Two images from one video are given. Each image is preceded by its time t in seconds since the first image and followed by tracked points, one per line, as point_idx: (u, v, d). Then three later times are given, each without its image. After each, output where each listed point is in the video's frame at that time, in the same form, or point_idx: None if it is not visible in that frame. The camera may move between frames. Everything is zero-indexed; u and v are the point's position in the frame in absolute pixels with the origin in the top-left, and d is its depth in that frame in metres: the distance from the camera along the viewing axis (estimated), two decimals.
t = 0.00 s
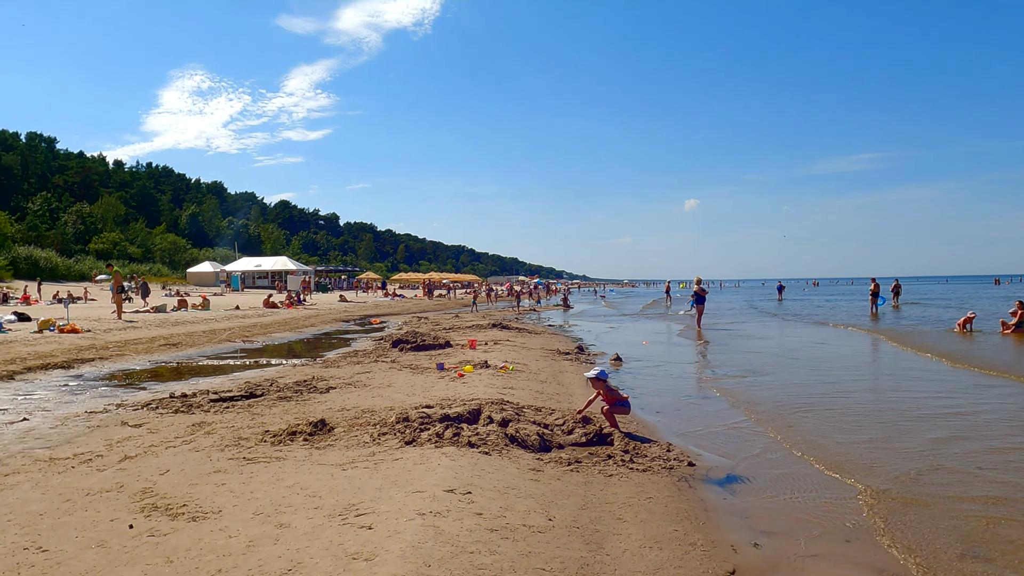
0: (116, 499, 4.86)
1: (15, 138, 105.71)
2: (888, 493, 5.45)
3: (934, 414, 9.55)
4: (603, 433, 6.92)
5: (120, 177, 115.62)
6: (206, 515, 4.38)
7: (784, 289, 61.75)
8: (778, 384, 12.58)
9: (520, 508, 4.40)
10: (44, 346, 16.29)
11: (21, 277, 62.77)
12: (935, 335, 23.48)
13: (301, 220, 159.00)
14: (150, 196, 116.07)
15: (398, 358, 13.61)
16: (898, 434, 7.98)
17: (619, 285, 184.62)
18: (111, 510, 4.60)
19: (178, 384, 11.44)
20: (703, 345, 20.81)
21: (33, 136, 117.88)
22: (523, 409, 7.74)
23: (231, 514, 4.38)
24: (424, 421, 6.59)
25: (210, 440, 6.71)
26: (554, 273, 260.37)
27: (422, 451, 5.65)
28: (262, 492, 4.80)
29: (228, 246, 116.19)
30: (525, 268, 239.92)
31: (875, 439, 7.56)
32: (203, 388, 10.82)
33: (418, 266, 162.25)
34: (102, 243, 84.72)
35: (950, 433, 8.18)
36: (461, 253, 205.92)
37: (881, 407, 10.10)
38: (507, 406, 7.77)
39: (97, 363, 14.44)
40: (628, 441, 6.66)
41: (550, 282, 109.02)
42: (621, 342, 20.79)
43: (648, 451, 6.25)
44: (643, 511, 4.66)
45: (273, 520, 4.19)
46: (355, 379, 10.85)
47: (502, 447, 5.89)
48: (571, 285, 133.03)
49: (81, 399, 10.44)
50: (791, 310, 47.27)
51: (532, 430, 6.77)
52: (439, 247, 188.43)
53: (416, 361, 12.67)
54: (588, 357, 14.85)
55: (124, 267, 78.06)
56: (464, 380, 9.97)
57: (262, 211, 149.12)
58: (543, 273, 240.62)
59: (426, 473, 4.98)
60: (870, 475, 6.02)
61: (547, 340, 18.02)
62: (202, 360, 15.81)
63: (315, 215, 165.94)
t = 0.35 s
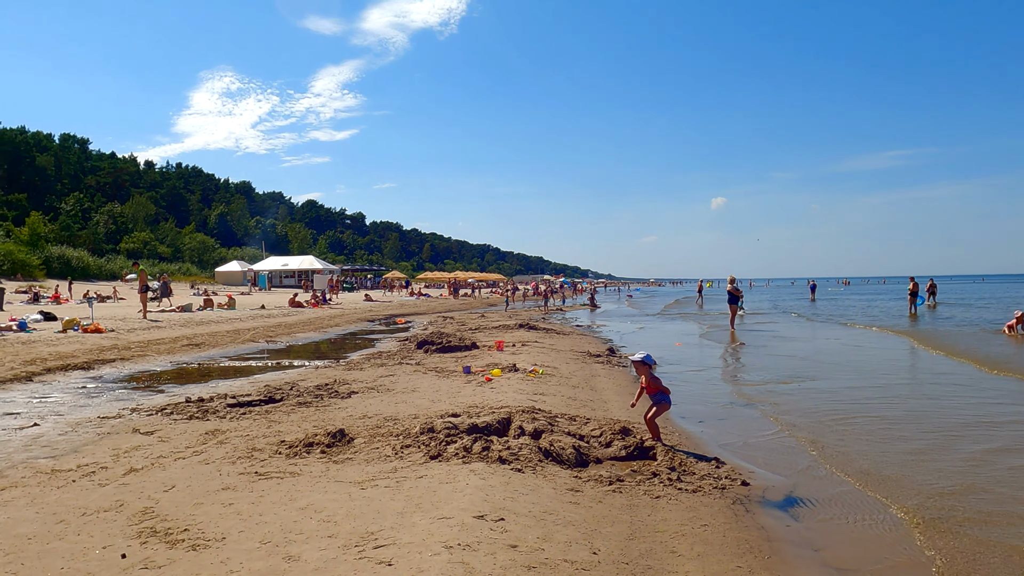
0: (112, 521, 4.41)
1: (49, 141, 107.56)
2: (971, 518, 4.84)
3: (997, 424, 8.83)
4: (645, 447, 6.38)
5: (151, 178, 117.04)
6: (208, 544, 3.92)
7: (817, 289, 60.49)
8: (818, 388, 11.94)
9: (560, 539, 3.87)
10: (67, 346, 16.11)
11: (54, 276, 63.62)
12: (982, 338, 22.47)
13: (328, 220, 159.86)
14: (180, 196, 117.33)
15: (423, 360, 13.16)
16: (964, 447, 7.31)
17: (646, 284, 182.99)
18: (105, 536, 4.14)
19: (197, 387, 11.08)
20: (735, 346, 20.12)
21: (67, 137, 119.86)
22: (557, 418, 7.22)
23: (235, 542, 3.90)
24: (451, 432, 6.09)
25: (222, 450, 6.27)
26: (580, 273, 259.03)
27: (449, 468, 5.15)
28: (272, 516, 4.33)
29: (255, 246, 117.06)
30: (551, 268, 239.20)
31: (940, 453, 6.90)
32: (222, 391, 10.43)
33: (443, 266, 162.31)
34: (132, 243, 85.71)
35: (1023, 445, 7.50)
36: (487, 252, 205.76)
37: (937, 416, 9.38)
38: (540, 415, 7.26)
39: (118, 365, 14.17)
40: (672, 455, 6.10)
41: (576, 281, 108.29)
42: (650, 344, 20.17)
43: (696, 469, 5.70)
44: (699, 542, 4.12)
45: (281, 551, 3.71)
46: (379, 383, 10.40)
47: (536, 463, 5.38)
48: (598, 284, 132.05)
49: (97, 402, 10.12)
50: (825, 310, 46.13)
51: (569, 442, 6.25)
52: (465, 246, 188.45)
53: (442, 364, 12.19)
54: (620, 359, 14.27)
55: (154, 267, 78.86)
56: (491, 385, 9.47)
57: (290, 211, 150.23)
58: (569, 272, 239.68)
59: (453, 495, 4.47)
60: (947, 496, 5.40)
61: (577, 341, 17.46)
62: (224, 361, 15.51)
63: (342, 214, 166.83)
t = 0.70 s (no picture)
0: (107, 555, 3.97)
1: (79, 142, 109.11)
2: None
3: None
4: (692, 466, 5.83)
5: (179, 178, 118.15)
6: None
7: (849, 288, 59.23)
8: (862, 396, 11.30)
9: None
10: (87, 348, 15.89)
11: (84, 276, 64.29)
12: None
13: (353, 219, 160.52)
14: (207, 196, 118.32)
15: (448, 363, 12.69)
16: None
17: (672, 283, 181.30)
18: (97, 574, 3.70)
19: (214, 393, 10.69)
20: (769, 350, 19.42)
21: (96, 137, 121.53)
22: (594, 432, 6.68)
23: None
24: (480, 450, 5.59)
25: (233, 467, 5.81)
26: (605, 272, 257.60)
27: (480, 494, 4.64)
28: (281, 552, 3.85)
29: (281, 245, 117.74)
30: (575, 267, 238.45)
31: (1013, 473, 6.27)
32: (240, 398, 10.02)
33: (468, 264, 162.21)
34: (160, 242, 86.46)
35: None
36: (511, 251, 205.75)
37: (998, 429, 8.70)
38: (575, 428, 6.73)
39: (138, 368, 13.88)
40: (723, 477, 5.55)
41: (602, 281, 107.47)
42: (680, 347, 19.55)
43: (752, 495, 5.15)
44: None
45: None
46: (402, 389, 9.94)
47: (576, 487, 4.86)
48: (623, 284, 131.02)
49: (111, 408, 9.79)
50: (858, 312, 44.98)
51: (609, 461, 5.71)
52: (489, 244, 188.38)
53: (468, 369, 11.69)
54: (652, 364, 13.68)
55: (181, 266, 79.46)
56: (521, 393, 8.96)
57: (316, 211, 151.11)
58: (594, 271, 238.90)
59: (486, 530, 3.96)
60: None
61: (607, 344, 16.87)
62: (245, 363, 15.16)
63: (367, 213, 167.51)
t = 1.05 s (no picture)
0: None
1: (104, 143, 110.27)
2: None
3: None
4: (740, 485, 5.26)
5: (202, 178, 119.01)
6: None
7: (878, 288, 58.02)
8: (906, 403, 10.62)
9: None
10: (102, 349, 15.62)
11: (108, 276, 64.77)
12: None
13: (374, 219, 160.91)
14: (230, 196, 119.04)
15: (468, 367, 12.20)
16: None
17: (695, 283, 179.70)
18: None
19: (226, 397, 10.27)
20: (801, 353, 18.70)
21: (121, 138, 122.80)
22: (627, 446, 6.14)
23: None
24: (504, 467, 5.07)
25: (236, 483, 5.35)
26: (626, 271, 256.05)
27: (505, 521, 4.12)
28: None
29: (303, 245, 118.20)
30: (596, 266, 237.33)
31: None
32: (251, 402, 9.59)
33: (488, 264, 161.95)
34: (184, 242, 87.01)
35: None
36: (532, 250, 205.25)
37: None
38: (606, 440, 6.18)
39: (151, 369, 13.53)
40: (775, 498, 4.99)
41: (624, 279, 106.58)
42: (707, 348, 18.91)
43: (810, 521, 4.58)
44: None
45: None
46: (421, 394, 9.46)
47: (612, 512, 4.32)
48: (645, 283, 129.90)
49: (118, 412, 9.40)
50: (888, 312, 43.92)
51: (646, 480, 5.17)
52: (510, 244, 187.96)
53: (489, 373, 11.18)
54: (681, 367, 13.08)
55: (204, 266, 79.90)
56: (546, 399, 8.43)
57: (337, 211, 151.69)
58: (615, 271, 237.70)
59: (514, 567, 3.44)
60: None
61: (633, 346, 16.28)
62: (260, 365, 14.77)
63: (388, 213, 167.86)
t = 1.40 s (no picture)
0: None
1: (128, 144, 111.38)
2: None
3: None
4: (801, 510, 4.69)
5: (224, 179, 119.75)
6: None
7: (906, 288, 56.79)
8: (961, 410, 9.88)
9: None
10: (117, 350, 15.31)
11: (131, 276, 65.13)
12: None
13: (394, 219, 161.16)
14: (252, 196, 119.68)
15: (491, 370, 11.68)
16: None
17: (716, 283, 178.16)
18: None
19: (238, 402, 9.85)
20: (836, 356, 17.91)
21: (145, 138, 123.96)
22: (669, 461, 5.58)
23: None
24: (537, 489, 4.54)
25: (241, 503, 4.87)
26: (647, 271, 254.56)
27: (541, 556, 3.58)
28: None
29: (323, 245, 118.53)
30: (617, 266, 236.19)
31: None
32: (264, 408, 9.15)
33: (508, 263, 161.57)
34: (206, 241, 87.45)
35: None
36: (552, 250, 204.65)
37: None
38: (645, 455, 5.63)
39: (165, 371, 13.18)
40: (843, 527, 4.42)
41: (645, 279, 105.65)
42: (738, 351, 18.18)
43: (889, 555, 4.01)
44: None
45: None
46: (442, 400, 8.95)
47: (663, 545, 3.78)
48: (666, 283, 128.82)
49: (127, 418, 8.99)
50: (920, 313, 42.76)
51: (695, 503, 4.61)
52: (529, 244, 187.46)
53: (513, 377, 10.65)
54: (714, 371, 12.45)
55: (226, 265, 80.20)
56: (576, 407, 7.88)
57: (358, 211, 152.07)
58: (635, 271, 236.48)
59: None
60: None
61: (662, 348, 15.67)
62: (277, 367, 14.37)
63: (408, 213, 168.07)
